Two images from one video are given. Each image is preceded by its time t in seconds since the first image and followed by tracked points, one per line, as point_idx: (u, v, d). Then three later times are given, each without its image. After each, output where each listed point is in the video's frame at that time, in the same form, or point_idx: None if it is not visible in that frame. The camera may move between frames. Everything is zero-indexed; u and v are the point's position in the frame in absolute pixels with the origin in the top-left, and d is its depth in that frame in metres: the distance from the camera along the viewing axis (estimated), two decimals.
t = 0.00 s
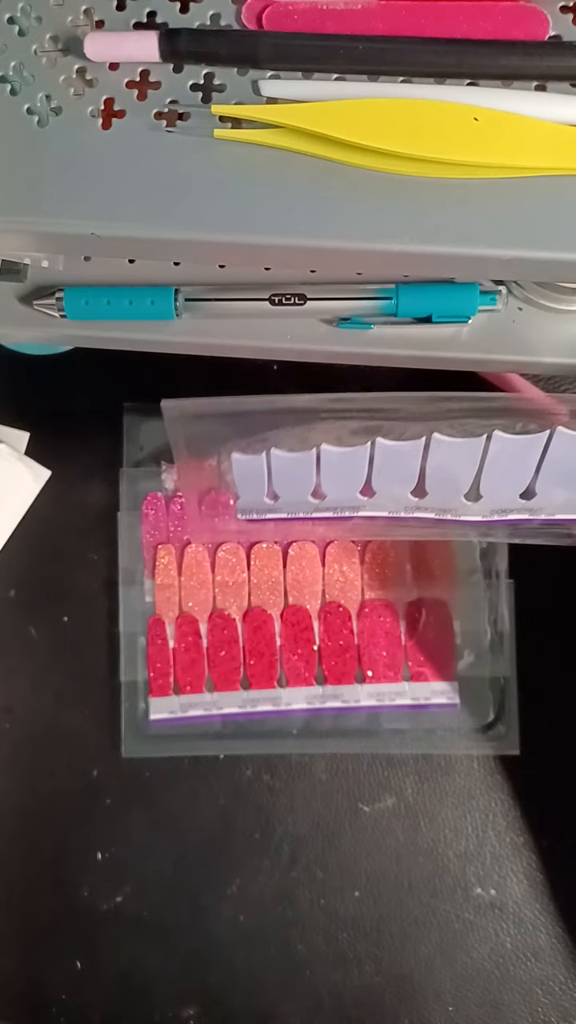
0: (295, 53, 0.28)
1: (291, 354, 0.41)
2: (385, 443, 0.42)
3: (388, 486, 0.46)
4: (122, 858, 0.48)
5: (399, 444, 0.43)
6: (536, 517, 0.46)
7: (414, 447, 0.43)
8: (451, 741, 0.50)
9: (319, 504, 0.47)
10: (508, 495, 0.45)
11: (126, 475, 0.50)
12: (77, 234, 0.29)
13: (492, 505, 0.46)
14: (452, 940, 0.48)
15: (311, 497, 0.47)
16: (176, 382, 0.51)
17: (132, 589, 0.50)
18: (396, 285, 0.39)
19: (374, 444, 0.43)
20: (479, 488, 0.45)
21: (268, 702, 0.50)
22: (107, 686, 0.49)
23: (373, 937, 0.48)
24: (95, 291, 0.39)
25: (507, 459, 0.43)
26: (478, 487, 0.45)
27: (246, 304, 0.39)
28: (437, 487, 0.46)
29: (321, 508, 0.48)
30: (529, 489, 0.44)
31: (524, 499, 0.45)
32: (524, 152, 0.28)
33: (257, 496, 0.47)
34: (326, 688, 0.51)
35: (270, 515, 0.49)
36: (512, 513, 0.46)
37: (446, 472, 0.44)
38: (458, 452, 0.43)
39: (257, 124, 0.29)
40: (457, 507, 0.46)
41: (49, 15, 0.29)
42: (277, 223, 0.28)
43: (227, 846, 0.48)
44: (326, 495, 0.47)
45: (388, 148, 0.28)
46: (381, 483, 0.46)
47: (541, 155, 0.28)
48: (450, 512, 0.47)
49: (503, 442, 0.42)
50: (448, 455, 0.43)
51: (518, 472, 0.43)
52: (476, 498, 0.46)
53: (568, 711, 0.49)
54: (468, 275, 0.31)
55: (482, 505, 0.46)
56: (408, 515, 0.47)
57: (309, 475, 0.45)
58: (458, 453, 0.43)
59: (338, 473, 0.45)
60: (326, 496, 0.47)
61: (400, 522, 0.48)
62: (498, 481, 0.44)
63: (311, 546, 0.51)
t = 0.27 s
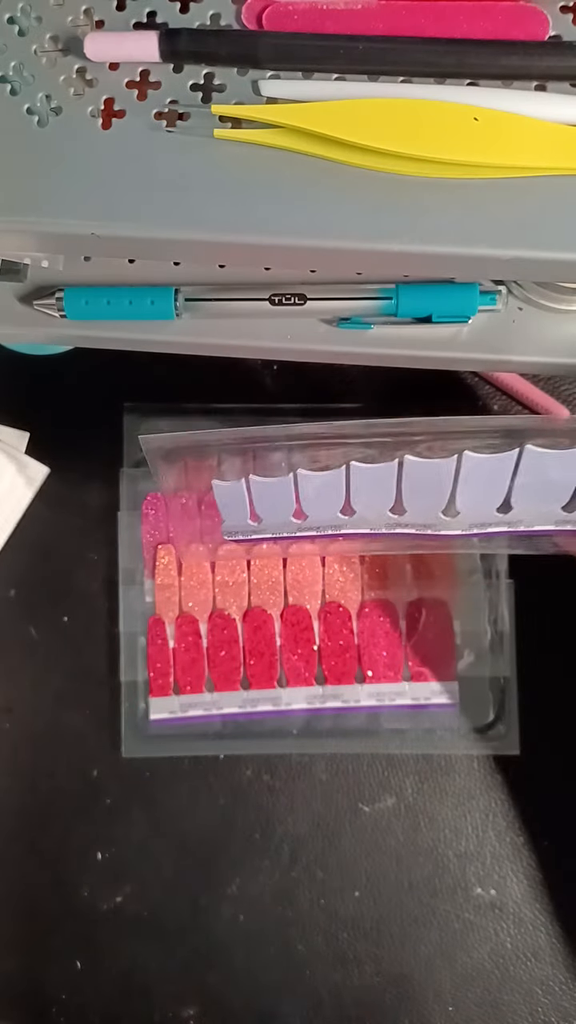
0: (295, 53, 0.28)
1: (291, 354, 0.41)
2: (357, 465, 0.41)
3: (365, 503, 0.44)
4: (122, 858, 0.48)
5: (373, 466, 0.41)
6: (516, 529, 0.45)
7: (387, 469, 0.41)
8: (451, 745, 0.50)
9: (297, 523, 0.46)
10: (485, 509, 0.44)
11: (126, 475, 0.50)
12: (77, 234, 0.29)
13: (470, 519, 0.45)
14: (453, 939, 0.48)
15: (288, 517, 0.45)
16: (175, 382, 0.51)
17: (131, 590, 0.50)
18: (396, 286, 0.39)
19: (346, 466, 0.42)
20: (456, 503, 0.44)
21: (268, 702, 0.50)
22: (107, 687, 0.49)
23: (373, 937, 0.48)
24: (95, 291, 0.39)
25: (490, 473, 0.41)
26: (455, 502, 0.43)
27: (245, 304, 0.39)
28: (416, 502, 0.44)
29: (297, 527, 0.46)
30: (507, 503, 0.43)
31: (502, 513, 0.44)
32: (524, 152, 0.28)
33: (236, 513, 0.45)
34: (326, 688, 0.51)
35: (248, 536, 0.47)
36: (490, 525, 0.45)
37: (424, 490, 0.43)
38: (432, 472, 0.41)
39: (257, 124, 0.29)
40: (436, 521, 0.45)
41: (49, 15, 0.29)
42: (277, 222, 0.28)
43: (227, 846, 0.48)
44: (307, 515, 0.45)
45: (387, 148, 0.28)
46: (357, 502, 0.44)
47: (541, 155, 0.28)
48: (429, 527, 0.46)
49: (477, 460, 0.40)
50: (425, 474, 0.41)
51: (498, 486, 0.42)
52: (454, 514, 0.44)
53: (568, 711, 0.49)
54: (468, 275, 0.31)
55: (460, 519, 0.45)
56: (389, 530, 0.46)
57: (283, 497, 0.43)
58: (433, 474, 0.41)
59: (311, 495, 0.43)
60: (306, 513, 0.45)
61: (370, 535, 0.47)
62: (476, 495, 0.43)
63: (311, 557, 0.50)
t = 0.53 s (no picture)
0: (295, 53, 0.28)
1: (291, 354, 0.41)
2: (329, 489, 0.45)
3: (347, 525, 0.47)
4: (122, 858, 0.48)
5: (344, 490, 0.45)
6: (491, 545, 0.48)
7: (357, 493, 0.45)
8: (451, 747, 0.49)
9: (280, 547, 0.49)
10: (459, 528, 0.47)
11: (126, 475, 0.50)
12: (77, 234, 0.29)
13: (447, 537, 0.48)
14: (453, 940, 0.48)
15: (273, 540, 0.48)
16: (174, 382, 0.51)
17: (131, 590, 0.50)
18: (396, 286, 0.39)
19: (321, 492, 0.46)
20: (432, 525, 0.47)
21: (267, 702, 0.50)
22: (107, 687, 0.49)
23: (373, 937, 0.48)
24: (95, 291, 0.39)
25: (462, 487, 0.45)
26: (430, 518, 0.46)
27: (246, 304, 0.39)
28: (389, 524, 0.47)
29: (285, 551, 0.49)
30: (481, 520, 0.46)
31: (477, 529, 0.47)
32: (524, 152, 0.28)
33: (219, 536, 0.49)
34: (326, 688, 0.50)
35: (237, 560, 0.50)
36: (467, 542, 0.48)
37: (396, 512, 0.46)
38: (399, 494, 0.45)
39: (256, 124, 0.29)
40: (414, 541, 0.48)
41: (49, 15, 0.29)
42: (276, 223, 0.28)
43: (227, 846, 0.48)
44: (286, 535, 0.48)
45: (387, 148, 0.28)
46: (338, 525, 0.47)
47: (541, 156, 0.28)
48: (409, 543, 0.48)
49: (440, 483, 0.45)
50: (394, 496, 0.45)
51: (468, 502, 0.45)
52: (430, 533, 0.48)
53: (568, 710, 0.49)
54: (468, 275, 0.30)
55: (436, 537, 0.48)
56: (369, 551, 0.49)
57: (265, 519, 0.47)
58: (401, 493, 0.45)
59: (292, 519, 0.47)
60: (285, 536, 0.48)
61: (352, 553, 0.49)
62: (449, 511, 0.46)
63: (311, 570, 0.50)
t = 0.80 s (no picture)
0: (295, 53, 0.28)
1: (291, 354, 0.41)
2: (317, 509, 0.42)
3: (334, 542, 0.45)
4: (122, 859, 0.48)
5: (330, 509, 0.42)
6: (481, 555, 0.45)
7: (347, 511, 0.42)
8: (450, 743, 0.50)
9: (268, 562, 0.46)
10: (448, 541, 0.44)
11: (126, 475, 0.50)
12: (76, 234, 0.29)
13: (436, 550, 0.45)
14: (453, 939, 0.48)
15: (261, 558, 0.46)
16: (174, 382, 0.51)
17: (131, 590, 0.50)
18: (396, 286, 0.39)
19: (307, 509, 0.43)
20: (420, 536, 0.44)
21: (267, 702, 0.50)
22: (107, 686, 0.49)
23: (373, 937, 0.48)
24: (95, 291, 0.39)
25: (449, 501, 0.41)
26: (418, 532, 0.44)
27: (246, 304, 0.39)
28: (378, 538, 0.44)
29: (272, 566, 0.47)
30: (469, 534, 0.44)
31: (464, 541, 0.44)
32: (524, 152, 0.28)
33: (207, 554, 0.46)
34: (326, 688, 0.50)
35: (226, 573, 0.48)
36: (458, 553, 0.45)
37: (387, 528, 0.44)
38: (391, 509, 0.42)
39: (256, 123, 0.28)
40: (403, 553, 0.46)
41: (49, 15, 0.29)
42: (276, 222, 0.28)
43: (227, 846, 0.48)
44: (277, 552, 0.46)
45: (387, 148, 0.28)
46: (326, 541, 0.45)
47: (541, 155, 0.28)
48: (398, 558, 0.46)
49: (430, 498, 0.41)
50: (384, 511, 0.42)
51: (456, 515, 0.43)
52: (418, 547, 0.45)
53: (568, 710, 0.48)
54: (469, 275, 0.30)
55: (424, 549, 0.45)
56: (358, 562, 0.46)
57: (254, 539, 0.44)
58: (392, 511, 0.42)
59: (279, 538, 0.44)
60: (275, 550, 0.45)
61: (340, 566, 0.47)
62: (435, 525, 0.43)
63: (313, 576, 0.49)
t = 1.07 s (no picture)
0: (295, 53, 0.28)
1: (291, 354, 0.41)
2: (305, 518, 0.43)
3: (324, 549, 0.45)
4: (122, 859, 0.48)
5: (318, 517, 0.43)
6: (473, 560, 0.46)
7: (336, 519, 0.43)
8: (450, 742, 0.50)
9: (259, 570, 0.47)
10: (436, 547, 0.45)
11: (126, 475, 0.50)
12: (76, 234, 0.29)
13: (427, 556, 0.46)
14: (453, 939, 0.48)
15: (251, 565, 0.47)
16: (174, 383, 0.51)
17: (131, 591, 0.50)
18: (396, 286, 0.39)
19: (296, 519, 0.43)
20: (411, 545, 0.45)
21: (266, 702, 0.50)
22: (107, 686, 0.49)
23: (373, 937, 0.48)
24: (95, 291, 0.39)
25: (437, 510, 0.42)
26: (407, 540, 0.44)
27: (246, 304, 0.39)
28: (370, 546, 0.45)
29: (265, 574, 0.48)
30: (459, 541, 0.44)
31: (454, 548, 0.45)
32: (524, 152, 0.28)
33: (199, 562, 0.47)
34: (326, 688, 0.50)
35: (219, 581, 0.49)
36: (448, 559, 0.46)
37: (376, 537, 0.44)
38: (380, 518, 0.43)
39: (256, 123, 0.28)
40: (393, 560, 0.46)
41: (49, 14, 0.29)
42: (276, 222, 0.28)
43: (226, 846, 0.48)
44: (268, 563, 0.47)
45: (387, 148, 0.28)
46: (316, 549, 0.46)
47: (541, 155, 0.28)
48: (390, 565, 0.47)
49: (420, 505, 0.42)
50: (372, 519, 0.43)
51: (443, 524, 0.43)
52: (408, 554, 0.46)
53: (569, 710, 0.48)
54: (469, 275, 0.30)
55: (415, 557, 0.46)
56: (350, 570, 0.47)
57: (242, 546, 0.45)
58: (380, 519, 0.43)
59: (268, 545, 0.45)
60: (268, 558, 0.46)
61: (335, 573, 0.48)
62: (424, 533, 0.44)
63: (311, 578, 0.49)
